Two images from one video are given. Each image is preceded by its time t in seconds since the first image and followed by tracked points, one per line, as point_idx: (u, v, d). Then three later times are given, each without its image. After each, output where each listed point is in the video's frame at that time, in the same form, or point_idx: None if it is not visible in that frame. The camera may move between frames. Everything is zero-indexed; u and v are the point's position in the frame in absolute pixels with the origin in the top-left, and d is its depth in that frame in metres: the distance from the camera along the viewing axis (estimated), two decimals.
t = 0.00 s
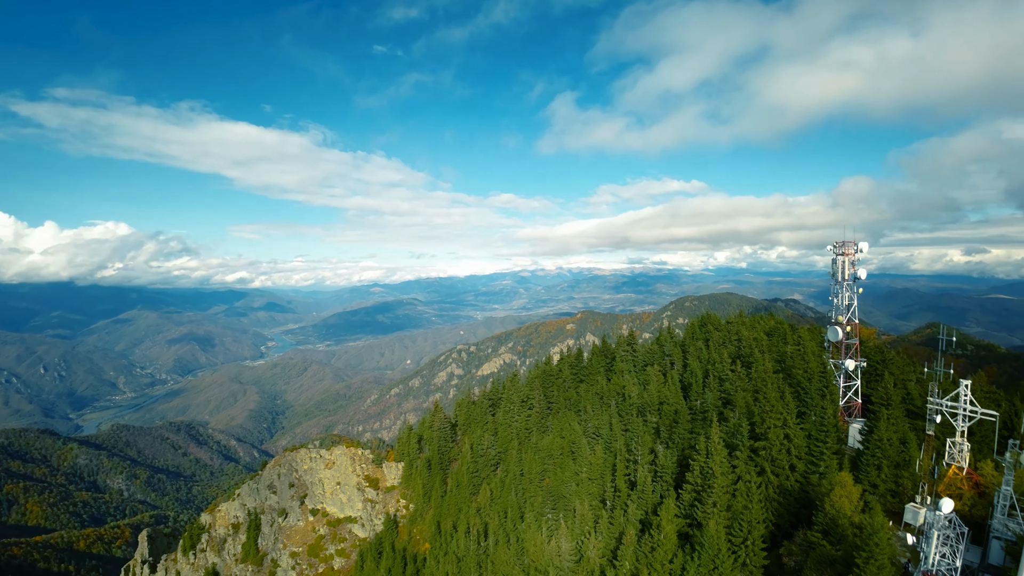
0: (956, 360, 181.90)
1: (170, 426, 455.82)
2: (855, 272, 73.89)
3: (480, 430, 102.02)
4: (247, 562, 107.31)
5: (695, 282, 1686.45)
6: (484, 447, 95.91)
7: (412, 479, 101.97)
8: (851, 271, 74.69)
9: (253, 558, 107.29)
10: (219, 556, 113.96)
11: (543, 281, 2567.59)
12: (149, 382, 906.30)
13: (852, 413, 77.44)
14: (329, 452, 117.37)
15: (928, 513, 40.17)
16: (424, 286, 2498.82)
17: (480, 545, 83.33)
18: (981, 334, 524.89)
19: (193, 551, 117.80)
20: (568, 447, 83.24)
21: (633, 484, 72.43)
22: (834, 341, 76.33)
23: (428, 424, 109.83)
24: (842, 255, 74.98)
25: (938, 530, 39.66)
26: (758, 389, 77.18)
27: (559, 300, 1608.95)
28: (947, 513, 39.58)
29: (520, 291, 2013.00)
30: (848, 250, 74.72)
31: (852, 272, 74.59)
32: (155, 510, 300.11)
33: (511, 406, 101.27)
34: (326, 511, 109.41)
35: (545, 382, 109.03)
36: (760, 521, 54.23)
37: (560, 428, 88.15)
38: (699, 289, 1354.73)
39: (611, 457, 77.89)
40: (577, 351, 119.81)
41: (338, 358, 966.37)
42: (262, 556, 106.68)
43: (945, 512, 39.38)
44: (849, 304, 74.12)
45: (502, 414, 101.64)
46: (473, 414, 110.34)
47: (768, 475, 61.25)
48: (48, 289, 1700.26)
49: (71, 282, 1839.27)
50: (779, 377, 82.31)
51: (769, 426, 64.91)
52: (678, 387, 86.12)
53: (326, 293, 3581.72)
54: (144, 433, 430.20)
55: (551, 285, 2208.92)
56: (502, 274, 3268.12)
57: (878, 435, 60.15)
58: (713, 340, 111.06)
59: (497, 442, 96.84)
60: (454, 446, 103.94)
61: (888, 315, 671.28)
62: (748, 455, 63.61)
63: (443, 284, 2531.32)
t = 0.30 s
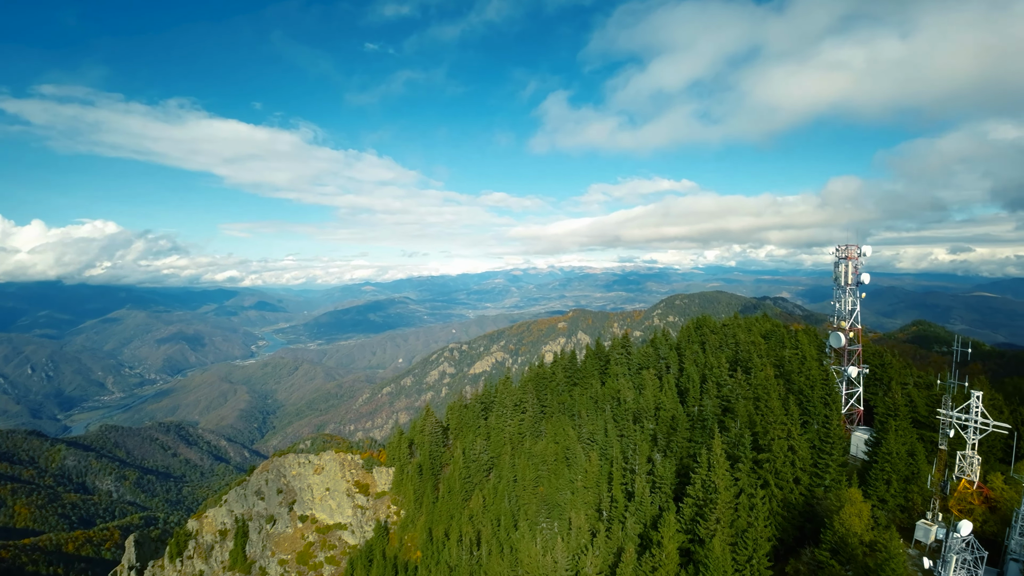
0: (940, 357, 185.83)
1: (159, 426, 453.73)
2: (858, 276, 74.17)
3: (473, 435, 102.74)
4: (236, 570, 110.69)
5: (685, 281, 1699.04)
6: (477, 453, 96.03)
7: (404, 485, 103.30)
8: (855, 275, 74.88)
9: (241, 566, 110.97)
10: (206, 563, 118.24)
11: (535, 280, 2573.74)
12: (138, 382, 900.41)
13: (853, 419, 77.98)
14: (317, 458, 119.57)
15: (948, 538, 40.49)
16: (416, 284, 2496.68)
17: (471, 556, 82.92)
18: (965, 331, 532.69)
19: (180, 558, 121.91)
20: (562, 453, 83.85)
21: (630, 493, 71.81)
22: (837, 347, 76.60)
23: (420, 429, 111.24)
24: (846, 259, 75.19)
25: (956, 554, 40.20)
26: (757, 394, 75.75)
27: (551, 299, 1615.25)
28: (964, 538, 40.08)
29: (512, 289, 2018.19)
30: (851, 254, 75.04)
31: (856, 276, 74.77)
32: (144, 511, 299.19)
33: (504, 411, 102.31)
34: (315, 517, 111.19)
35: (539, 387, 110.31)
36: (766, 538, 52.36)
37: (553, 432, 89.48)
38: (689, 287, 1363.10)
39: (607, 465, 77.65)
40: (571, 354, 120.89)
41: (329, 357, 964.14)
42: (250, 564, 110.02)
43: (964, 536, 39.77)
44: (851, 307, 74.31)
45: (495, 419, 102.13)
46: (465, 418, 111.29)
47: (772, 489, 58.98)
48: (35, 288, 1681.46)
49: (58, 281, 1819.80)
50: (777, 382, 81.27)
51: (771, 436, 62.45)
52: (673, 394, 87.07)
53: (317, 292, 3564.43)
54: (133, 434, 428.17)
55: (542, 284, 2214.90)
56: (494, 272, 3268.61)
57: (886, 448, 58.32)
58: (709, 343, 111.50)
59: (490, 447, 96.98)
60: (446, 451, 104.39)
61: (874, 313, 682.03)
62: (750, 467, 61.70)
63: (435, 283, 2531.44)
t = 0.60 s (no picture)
0: (924, 355, 190.46)
1: (148, 426, 451.86)
2: (861, 280, 74.33)
3: (465, 439, 103.51)
4: None
5: (675, 279, 1713.05)
6: (469, 458, 97.41)
7: (395, 492, 104.33)
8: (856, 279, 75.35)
9: (229, 573, 112.39)
10: (193, 570, 120.63)
11: (527, 278, 2579.77)
12: (127, 382, 893.60)
13: (857, 428, 79.29)
14: (306, 464, 121.81)
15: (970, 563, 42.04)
16: (408, 283, 2493.76)
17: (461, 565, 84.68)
18: (949, 329, 541.37)
19: (166, 564, 124.43)
20: (556, 458, 86.19)
21: (626, 504, 73.31)
22: (839, 354, 76.80)
23: (410, 433, 112.02)
24: (848, 261, 75.46)
25: None
26: (758, 400, 76.76)
27: (542, 297, 1620.87)
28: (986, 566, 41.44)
29: (503, 287, 2020.66)
30: (854, 255, 75.30)
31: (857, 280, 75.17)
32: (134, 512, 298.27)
33: (495, 413, 101.29)
34: (304, 524, 112.90)
35: (531, 390, 110.87)
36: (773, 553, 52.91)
37: (548, 437, 90.69)
38: (679, 286, 1372.37)
39: (602, 474, 78.79)
40: (565, 355, 122.06)
41: (320, 356, 961.88)
42: (237, 570, 111.65)
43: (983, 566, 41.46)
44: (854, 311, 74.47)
45: (485, 421, 103.02)
46: (455, 422, 111.06)
47: (776, 503, 59.18)
48: (20, 288, 1660.59)
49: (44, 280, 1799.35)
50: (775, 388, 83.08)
51: (775, 448, 62.46)
52: (671, 400, 87.00)
53: (308, 291, 3547.63)
54: (122, 434, 426.17)
55: (534, 282, 2221.04)
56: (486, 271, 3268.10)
57: (896, 462, 57.55)
58: (704, 346, 114.00)
59: (481, 451, 98.26)
60: (436, 455, 105.92)
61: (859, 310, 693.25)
62: (754, 480, 62.20)
63: (426, 281, 2528.43)
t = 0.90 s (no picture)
0: (911, 351, 194.72)
1: (136, 426, 449.33)
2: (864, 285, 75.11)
3: (456, 444, 105.02)
4: None
5: (665, 278, 1727.88)
6: (461, 464, 98.64)
7: (384, 497, 105.83)
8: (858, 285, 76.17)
9: None
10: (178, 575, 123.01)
11: (518, 276, 2588.24)
12: (115, 381, 887.23)
13: (859, 436, 79.44)
14: (293, 469, 124.60)
15: None
16: (399, 281, 2491.95)
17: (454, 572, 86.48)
18: (934, 327, 550.14)
19: (152, 569, 126.44)
20: (548, 464, 88.18)
21: (624, 515, 71.95)
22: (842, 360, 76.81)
23: (400, 438, 114.16)
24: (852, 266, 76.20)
25: None
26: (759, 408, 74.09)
27: (533, 295, 1628.43)
28: None
29: (495, 285, 2026.70)
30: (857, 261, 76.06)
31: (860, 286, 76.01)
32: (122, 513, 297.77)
33: (487, 418, 101.65)
34: (291, 530, 115.24)
35: (524, 393, 111.99)
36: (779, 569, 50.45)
37: (541, 442, 93.26)
38: (669, 284, 1384.25)
39: (598, 484, 78.85)
40: (562, 360, 122.42)
41: (311, 355, 959.59)
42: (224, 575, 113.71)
43: None
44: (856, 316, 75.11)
45: (477, 426, 103.92)
46: (447, 427, 112.31)
47: (779, 519, 56.02)
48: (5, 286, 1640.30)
49: (29, 278, 1778.26)
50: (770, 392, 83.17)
51: (778, 461, 59.08)
52: (666, 408, 86.05)
53: (299, 288, 3530.45)
54: (110, 434, 423.94)
55: (525, 281, 2229.25)
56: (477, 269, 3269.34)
57: (904, 478, 54.28)
58: (700, 350, 114.48)
59: (473, 457, 99.29)
60: (427, 460, 106.49)
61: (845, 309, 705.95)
62: (757, 495, 58.51)
63: (418, 279, 2527.88)
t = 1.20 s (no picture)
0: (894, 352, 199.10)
1: (124, 426, 446.69)
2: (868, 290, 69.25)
3: (446, 449, 107.97)
4: None
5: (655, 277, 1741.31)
6: (452, 470, 101.88)
7: (372, 503, 107.83)
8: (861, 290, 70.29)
9: None
10: None
11: (510, 275, 2593.67)
12: (103, 380, 880.64)
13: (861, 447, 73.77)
14: (279, 475, 126.50)
15: None
16: (391, 279, 2488.02)
17: None
18: (917, 326, 561.16)
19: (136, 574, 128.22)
20: (541, 472, 88.59)
21: (619, 528, 70.03)
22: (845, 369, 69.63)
23: (390, 443, 116.64)
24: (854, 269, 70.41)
25: None
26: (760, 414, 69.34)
27: (524, 294, 1634.00)
28: None
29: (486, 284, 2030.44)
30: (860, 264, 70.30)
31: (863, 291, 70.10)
32: (111, 513, 296.98)
33: (479, 423, 105.06)
34: (277, 537, 116.71)
35: (516, 397, 113.06)
36: None
37: (532, 447, 92.74)
38: (659, 283, 1395.32)
39: (591, 494, 77.16)
40: (554, 361, 122.58)
41: (302, 353, 956.85)
42: None
43: None
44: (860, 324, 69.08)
45: (470, 431, 106.37)
46: (437, 431, 115.30)
47: (783, 536, 53.41)
48: None
49: (15, 275, 1756.27)
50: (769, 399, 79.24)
51: (782, 476, 55.74)
52: (662, 415, 83.31)
53: (289, 286, 3511.11)
54: (97, 434, 421.39)
55: (517, 279, 2235.53)
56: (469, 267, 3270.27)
57: (914, 494, 50.55)
58: (696, 354, 110.48)
59: (465, 463, 102.32)
60: (416, 467, 109.69)
61: (831, 309, 716.29)
62: (759, 511, 55.66)
63: (409, 278, 2526.01)
